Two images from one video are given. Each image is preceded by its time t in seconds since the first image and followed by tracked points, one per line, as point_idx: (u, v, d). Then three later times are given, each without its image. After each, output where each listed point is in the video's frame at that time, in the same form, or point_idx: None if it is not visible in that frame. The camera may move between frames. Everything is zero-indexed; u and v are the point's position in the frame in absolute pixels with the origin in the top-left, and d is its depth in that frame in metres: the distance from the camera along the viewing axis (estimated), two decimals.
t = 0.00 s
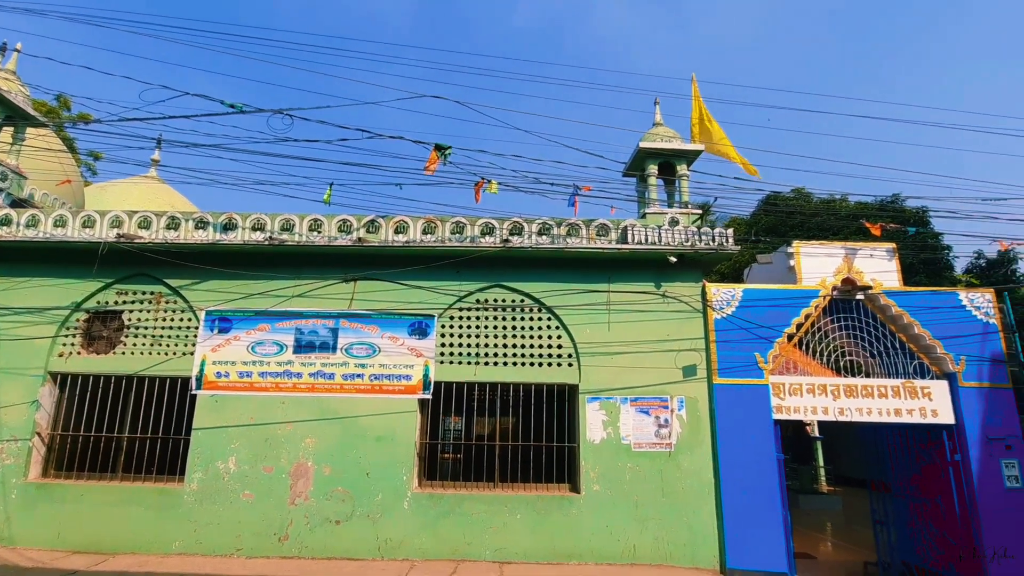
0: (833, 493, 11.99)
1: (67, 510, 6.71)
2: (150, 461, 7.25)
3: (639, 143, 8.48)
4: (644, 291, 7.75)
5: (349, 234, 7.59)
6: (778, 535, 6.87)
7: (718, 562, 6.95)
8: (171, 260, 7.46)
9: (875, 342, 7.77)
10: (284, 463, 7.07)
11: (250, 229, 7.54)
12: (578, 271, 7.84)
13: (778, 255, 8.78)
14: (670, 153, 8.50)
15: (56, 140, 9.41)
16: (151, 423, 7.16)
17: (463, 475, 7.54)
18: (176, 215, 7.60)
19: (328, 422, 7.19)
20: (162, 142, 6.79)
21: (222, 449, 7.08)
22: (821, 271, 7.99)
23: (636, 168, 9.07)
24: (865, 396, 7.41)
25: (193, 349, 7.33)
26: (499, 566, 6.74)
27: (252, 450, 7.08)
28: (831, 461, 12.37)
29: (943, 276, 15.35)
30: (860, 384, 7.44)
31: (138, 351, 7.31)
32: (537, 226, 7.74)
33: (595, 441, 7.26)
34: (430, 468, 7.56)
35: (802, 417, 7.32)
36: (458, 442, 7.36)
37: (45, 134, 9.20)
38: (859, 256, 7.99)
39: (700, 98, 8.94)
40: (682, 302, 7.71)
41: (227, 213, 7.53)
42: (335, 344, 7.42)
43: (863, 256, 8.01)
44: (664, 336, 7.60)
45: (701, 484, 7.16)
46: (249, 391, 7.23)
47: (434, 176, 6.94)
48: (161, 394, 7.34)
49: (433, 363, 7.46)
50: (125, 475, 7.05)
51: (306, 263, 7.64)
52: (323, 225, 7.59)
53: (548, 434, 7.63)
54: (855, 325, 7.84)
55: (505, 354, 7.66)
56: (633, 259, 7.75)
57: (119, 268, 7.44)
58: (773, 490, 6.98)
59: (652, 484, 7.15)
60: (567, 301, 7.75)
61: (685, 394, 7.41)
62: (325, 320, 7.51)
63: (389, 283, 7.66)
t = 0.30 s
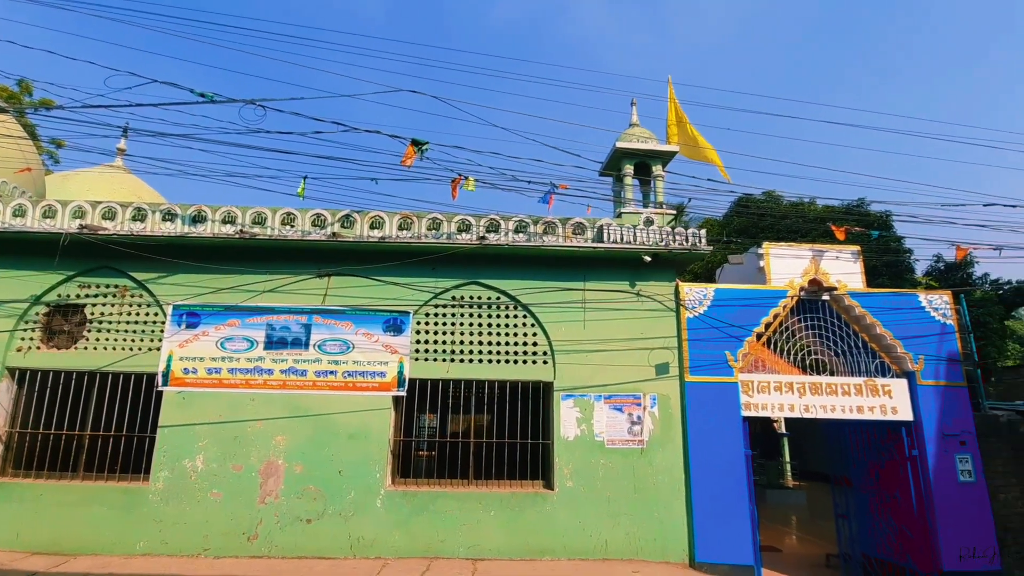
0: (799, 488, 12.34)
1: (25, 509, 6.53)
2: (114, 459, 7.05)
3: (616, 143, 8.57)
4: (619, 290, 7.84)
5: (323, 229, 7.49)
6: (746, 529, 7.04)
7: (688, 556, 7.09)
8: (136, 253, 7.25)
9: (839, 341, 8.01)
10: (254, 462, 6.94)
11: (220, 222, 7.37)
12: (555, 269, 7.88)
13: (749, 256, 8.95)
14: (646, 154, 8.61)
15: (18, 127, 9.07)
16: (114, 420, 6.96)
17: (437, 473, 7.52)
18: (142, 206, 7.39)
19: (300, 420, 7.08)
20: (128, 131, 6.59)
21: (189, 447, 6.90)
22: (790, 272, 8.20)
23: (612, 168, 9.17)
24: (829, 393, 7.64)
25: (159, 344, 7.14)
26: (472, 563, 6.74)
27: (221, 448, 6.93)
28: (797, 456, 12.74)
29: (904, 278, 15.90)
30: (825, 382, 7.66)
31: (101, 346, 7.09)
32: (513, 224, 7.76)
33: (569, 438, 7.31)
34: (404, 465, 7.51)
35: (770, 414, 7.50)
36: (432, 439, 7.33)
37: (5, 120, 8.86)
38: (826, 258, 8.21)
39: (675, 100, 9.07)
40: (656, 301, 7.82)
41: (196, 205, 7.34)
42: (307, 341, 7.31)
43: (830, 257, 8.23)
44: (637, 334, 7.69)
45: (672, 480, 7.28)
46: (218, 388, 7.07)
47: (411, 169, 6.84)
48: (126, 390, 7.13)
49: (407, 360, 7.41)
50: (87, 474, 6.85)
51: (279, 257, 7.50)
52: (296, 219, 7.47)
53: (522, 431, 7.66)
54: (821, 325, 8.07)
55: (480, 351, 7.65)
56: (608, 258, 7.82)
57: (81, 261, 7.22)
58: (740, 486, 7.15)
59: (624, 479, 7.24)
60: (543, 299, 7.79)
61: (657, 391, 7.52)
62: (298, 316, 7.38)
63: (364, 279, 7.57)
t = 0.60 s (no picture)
0: (769, 484, 12.62)
1: None
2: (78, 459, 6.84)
3: (594, 143, 8.63)
4: (596, 289, 7.89)
5: (298, 225, 7.36)
6: (717, 525, 7.17)
7: (661, 552, 7.18)
8: (102, 247, 7.04)
9: (808, 341, 8.21)
10: (225, 462, 6.79)
11: (191, 216, 7.19)
12: (533, 268, 7.89)
13: (722, 257, 9.09)
14: (623, 154, 8.69)
15: None
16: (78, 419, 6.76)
17: (412, 472, 7.47)
18: (109, 199, 7.18)
19: (273, 419, 6.95)
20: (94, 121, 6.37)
21: (156, 447, 6.72)
22: (762, 273, 8.37)
23: (590, 168, 9.23)
24: (798, 392, 7.82)
25: (126, 341, 6.94)
26: (447, 562, 6.72)
27: (190, 448, 6.76)
28: (766, 453, 13.04)
29: (871, 280, 16.37)
30: (794, 381, 7.84)
31: (65, 343, 6.89)
32: (491, 222, 7.76)
33: (545, 436, 7.34)
34: (379, 464, 7.44)
35: (741, 412, 7.64)
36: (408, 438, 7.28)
37: None
38: (797, 260, 8.39)
39: (653, 102, 9.17)
40: (632, 300, 7.90)
41: (166, 198, 7.15)
42: (281, 338, 7.18)
43: (800, 259, 8.41)
44: (614, 334, 7.76)
45: (646, 477, 7.37)
46: (187, 386, 6.90)
47: (390, 166, 6.75)
48: (90, 389, 6.92)
49: (384, 358, 7.33)
50: (49, 475, 6.63)
51: (252, 253, 7.35)
52: (270, 214, 7.33)
53: (499, 429, 7.65)
54: (791, 325, 8.26)
55: (457, 349, 7.62)
56: (585, 257, 7.87)
57: (45, 254, 7.01)
58: (712, 482, 7.28)
59: (599, 477, 7.30)
60: (521, 298, 7.79)
61: (633, 390, 7.60)
62: (271, 313, 7.24)
63: (339, 276, 7.46)
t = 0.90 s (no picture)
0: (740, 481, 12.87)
1: None
2: (39, 460, 6.62)
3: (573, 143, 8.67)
4: (573, 289, 7.93)
5: (271, 220, 7.21)
6: (688, 521, 7.29)
7: (634, 548, 7.26)
8: (66, 240, 6.82)
9: (779, 341, 8.39)
10: (193, 462, 6.62)
11: (160, 209, 6.99)
12: (510, 267, 7.89)
13: (697, 257, 9.21)
14: (601, 155, 8.75)
15: None
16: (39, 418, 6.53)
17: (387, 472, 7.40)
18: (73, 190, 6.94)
19: (243, 418, 6.80)
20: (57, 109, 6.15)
21: (121, 447, 6.52)
22: (735, 274, 8.53)
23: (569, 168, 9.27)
24: (768, 390, 8.00)
25: (90, 337, 6.72)
26: (421, 562, 6.68)
27: (156, 448, 6.58)
28: (738, 449, 13.32)
29: (839, 282, 16.82)
30: (764, 380, 8.01)
31: (25, 340, 6.66)
32: (469, 220, 7.73)
33: (521, 434, 7.34)
34: (353, 463, 7.35)
35: (713, 410, 7.77)
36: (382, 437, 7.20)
37: None
38: (768, 262, 8.56)
39: (631, 103, 9.25)
40: (608, 300, 7.96)
41: (133, 191, 6.94)
42: (252, 336, 7.03)
43: (771, 261, 8.58)
44: (590, 333, 7.81)
45: (620, 475, 7.44)
46: (154, 384, 6.71)
47: (367, 163, 6.65)
48: (52, 387, 6.69)
49: (359, 356, 7.23)
50: (8, 476, 6.41)
51: (223, 248, 7.18)
52: (242, 209, 7.17)
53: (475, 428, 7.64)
54: (762, 325, 8.43)
55: (434, 348, 7.57)
56: (563, 257, 7.90)
57: (6, 247, 6.78)
58: (684, 479, 7.40)
59: (574, 475, 7.34)
60: (498, 296, 7.78)
61: (608, 389, 7.66)
62: (242, 309, 7.09)
63: (314, 272, 7.34)
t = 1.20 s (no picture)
0: (709, 477, 13.13)
1: None
2: None
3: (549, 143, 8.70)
4: (548, 288, 7.96)
5: (241, 215, 7.04)
6: (659, 517, 7.40)
7: (606, 545, 7.34)
8: (23, 232, 6.55)
9: (748, 340, 8.56)
10: (157, 462, 6.43)
11: (124, 202, 6.76)
12: (486, 265, 7.87)
13: (670, 258, 9.34)
14: (577, 155, 8.80)
15: None
16: None
17: (359, 471, 7.31)
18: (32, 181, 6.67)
19: (211, 417, 6.63)
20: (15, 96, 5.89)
21: (81, 448, 6.29)
22: (706, 274, 8.67)
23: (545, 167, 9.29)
24: (737, 388, 8.17)
25: (49, 334, 6.49)
26: (393, 562, 6.61)
27: (119, 448, 6.37)
28: (708, 446, 13.57)
29: (805, 284, 17.27)
30: (733, 379, 8.17)
31: None
32: (445, 218, 7.68)
33: (495, 433, 7.34)
34: (325, 463, 7.24)
35: (684, 408, 7.89)
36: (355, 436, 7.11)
37: None
38: (738, 263, 8.73)
39: (607, 104, 9.32)
40: (583, 299, 8.01)
41: (96, 182, 6.69)
42: (221, 333, 6.86)
43: (741, 262, 8.76)
44: (565, 331, 7.84)
45: (593, 472, 7.50)
46: (117, 383, 6.50)
47: (340, 161, 6.54)
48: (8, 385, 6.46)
49: (331, 354, 7.13)
50: None
51: (191, 243, 6.99)
52: (211, 203, 6.97)
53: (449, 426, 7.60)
54: (732, 325, 8.59)
55: (408, 346, 7.51)
56: (539, 256, 7.93)
57: None
58: (656, 476, 7.51)
59: (548, 474, 7.37)
60: (473, 295, 7.75)
61: (582, 387, 7.71)
62: (210, 306, 6.91)
63: (285, 269, 7.20)
